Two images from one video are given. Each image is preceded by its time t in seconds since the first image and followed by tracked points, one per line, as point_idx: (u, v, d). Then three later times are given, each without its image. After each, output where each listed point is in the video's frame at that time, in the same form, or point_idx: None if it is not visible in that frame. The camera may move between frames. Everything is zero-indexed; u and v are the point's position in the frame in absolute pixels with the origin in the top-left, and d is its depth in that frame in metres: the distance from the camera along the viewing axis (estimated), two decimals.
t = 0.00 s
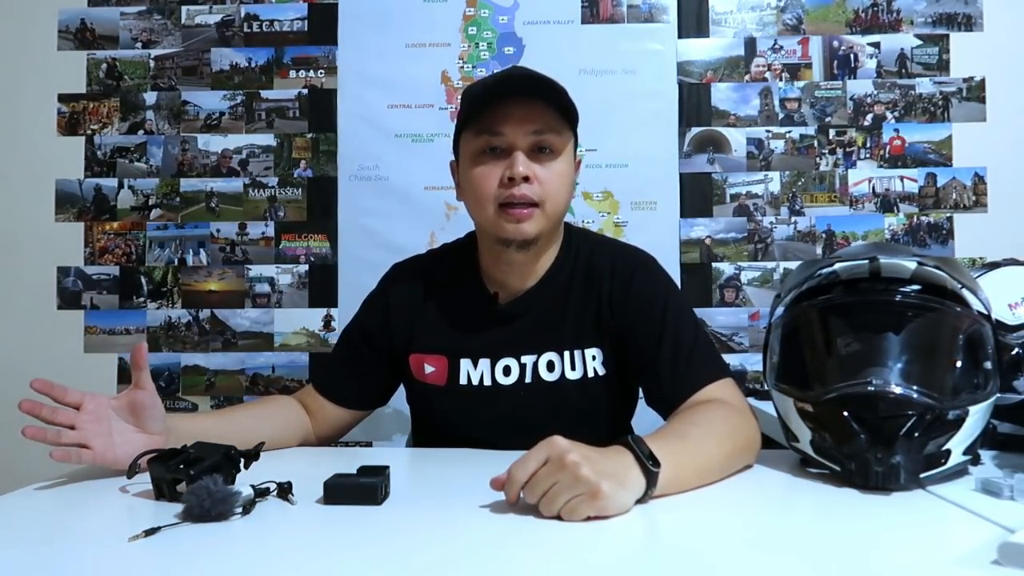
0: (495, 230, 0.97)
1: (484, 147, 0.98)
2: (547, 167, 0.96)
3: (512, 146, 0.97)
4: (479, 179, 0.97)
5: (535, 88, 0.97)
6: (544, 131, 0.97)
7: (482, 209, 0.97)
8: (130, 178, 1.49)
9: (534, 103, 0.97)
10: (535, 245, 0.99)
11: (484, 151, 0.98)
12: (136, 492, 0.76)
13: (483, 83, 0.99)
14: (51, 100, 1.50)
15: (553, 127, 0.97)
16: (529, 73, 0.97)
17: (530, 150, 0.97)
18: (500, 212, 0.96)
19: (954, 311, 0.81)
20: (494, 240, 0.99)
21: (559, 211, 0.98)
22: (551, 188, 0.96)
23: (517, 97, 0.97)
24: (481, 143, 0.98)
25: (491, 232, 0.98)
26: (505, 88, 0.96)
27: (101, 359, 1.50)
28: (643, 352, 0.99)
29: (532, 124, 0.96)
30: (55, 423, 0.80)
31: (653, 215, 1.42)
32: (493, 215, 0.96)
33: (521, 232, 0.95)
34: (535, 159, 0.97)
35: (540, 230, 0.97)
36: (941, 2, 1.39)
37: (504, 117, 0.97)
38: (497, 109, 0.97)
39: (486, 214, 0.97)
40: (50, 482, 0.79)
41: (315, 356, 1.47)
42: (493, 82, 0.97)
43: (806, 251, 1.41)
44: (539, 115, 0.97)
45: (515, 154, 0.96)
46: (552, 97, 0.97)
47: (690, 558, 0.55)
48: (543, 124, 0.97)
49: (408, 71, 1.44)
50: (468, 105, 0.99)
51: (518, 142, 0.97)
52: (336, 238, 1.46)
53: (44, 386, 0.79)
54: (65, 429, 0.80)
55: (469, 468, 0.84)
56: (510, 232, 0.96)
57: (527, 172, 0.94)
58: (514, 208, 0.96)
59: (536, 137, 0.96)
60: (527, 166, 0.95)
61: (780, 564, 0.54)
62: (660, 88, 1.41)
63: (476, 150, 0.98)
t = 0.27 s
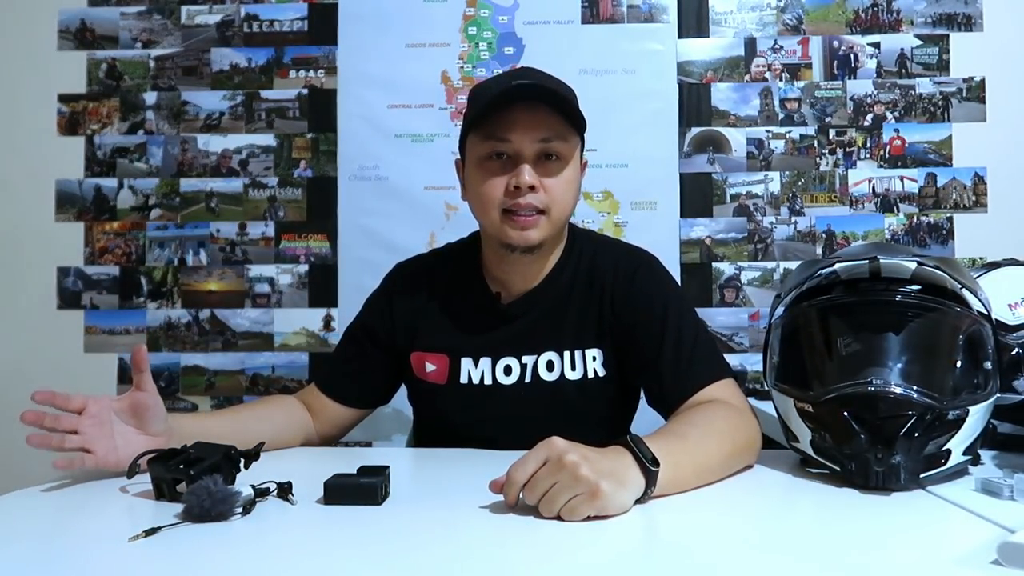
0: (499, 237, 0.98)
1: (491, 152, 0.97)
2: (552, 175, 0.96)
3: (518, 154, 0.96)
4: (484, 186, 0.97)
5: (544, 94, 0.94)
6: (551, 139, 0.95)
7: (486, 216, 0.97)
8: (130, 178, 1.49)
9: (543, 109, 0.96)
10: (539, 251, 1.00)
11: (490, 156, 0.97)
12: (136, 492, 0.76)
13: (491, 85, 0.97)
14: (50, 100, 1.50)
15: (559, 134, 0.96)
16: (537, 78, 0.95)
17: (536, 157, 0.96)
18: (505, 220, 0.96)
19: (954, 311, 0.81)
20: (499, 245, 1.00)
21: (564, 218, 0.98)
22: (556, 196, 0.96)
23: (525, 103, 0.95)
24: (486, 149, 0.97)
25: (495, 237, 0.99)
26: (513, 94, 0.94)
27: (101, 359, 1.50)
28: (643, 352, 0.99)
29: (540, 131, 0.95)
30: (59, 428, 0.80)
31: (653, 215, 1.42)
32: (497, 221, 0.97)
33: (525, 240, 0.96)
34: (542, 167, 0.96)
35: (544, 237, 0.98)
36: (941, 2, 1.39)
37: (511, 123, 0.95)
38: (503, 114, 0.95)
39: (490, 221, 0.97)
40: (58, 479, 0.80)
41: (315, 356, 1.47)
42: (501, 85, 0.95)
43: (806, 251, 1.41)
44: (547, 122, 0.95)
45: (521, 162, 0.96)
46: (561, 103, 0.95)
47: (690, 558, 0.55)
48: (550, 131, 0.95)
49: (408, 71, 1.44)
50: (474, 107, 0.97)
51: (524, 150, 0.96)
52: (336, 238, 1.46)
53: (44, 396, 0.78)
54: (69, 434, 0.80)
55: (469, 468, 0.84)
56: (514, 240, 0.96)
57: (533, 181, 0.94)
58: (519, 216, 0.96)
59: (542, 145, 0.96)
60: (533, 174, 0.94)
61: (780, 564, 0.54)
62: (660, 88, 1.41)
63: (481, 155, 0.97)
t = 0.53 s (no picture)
0: (502, 245, 0.98)
1: (493, 160, 0.97)
2: (555, 186, 0.96)
3: (521, 163, 0.95)
4: (488, 194, 0.97)
5: (549, 103, 0.93)
6: (554, 148, 0.95)
7: (489, 223, 0.98)
8: (130, 178, 1.49)
9: (546, 118, 0.95)
10: (541, 258, 1.00)
11: (494, 164, 0.97)
12: (136, 492, 0.76)
13: (493, 92, 0.96)
14: (50, 101, 1.50)
15: (563, 142, 0.96)
16: (544, 86, 0.94)
17: (539, 167, 0.96)
18: (507, 229, 0.97)
19: (954, 311, 0.81)
20: (502, 252, 1.00)
21: (566, 225, 0.99)
22: (558, 207, 0.96)
23: (531, 112, 0.94)
24: (490, 156, 0.97)
25: (497, 244, 0.99)
26: (519, 103, 0.93)
27: (101, 359, 1.50)
28: (649, 354, 0.99)
29: (543, 140, 0.95)
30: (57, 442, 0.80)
31: (653, 215, 1.42)
32: (500, 230, 0.97)
33: (527, 249, 0.97)
34: (545, 176, 0.96)
35: (546, 246, 0.98)
36: (941, 2, 1.39)
37: (514, 132, 0.94)
38: (509, 122, 0.94)
39: (492, 229, 0.98)
40: (57, 487, 0.79)
41: (315, 356, 1.47)
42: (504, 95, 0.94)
43: (806, 251, 1.41)
44: (551, 131, 0.95)
45: (524, 172, 0.95)
46: (566, 112, 0.94)
47: (690, 558, 0.55)
48: (555, 140, 0.95)
49: (408, 71, 1.44)
50: (479, 112, 0.96)
51: (528, 159, 0.95)
52: (337, 238, 1.46)
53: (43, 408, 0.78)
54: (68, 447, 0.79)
55: (469, 468, 0.84)
56: (517, 249, 0.97)
57: (536, 193, 0.94)
58: (522, 226, 0.96)
59: (546, 154, 0.95)
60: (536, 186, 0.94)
61: (780, 564, 0.54)
62: (660, 88, 1.41)
63: (485, 163, 0.97)
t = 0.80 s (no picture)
0: (482, 218, 0.98)
1: (475, 139, 0.98)
2: (533, 157, 0.96)
3: (500, 138, 0.97)
4: (468, 168, 0.97)
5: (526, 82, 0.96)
6: (530, 126, 0.97)
7: (469, 197, 0.98)
8: (130, 178, 1.49)
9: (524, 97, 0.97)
10: (520, 233, 1.00)
11: (476, 141, 0.98)
12: (136, 492, 0.76)
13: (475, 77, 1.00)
14: (50, 100, 1.50)
15: (541, 122, 0.97)
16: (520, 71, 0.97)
17: (518, 142, 0.97)
18: (485, 201, 0.96)
19: (954, 311, 0.81)
20: (484, 227, 1.00)
21: (544, 202, 0.98)
22: (536, 179, 0.96)
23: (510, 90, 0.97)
24: (472, 135, 0.98)
25: (479, 220, 0.99)
26: (497, 80, 0.96)
27: (101, 359, 1.50)
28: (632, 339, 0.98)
29: (520, 117, 0.97)
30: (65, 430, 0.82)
31: (653, 215, 1.42)
32: (478, 203, 0.97)
33: (506, 219, 0.96)
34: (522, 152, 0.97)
35: (524, 220, 0.97)
36: (941, 2, 1.39)
37: (493, 108, 0.97)
38: (488, 101, 0.97)
39: (473, 202, 0.98)
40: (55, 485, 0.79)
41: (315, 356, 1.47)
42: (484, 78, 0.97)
43: (807, 251, 1.41)
44: (528, 108, 0.97)
45: (503, 144, 0.96)
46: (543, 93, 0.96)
47: (691, 558, 0.55)
48: (532, 118, 0.97)
49: (408, 71, 1.44)
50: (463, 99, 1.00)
51: (505, 137, 0.97)
52: (336, 238, 1.46)
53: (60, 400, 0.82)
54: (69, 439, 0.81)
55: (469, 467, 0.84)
56: (495, 220, 0.97)
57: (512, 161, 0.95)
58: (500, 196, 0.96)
59: (523, 131, 0.97)
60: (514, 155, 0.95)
61: (780, 564, 0.54)
62: (660, 88, 1.41)
63: (468, 141, 0.99)
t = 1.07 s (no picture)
0: (488, 219, 0.96)
1: (484, 138, 0.97)
2: (543, 160, 0.95)
3: (510, 139, 0.96)
4: (476, 168, 0.96)
5: (537, 85, 0.96)
6: (541, 128, 0.96)
7: (476, 197, 0.96)
8: (130, 178, 1.49)
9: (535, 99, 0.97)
10: (526, 236, 0.99)
11: (484, 142, 0.97)
12: (136, 492, 0.76)
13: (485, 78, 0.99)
14: (50, 101, 1.50)
15: (551, 124, 0.97)
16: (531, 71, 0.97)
17: (528, 144, 0.96)
18: (493, 202, 0.95)
19: (954, 311, 0.81)
20: (488, 229, 0.99)
21: (551, 205, 0.97)
22: (545, 181, 0.95)
23: (521, 92, 0.97)
24: (480, 135, 0.97)
25: (485, 221, 0.98)
26: (508, 82, 0.96)
27: (101, 359, 1.50)
28: (641, 347, 0.98)
29: (531, 119, 0.96)
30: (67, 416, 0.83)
31: (653, 215, 1.42)
32: (485, 203, 0.96)
33: (513, 222, 0.95)
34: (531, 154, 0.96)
35: (532, 222, 0.96)
36: (941, 2, 1.39)
37: (505, 110, 0.96)
38: (498, 102, 0.97)
39: (480, 202, 0.96)
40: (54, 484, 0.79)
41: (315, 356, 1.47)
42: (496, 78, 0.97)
43: (806, 251, 1.41)
44: (539, 111, 0.96)
45: (512, 146, 0.95)
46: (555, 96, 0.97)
47: (691, 558, 0.55)
48: (543, 120, 0.96)
49: (408, 71, 1.44)
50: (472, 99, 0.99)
51: (515, 138, 0.96)
52: (337, 238, 1.46)
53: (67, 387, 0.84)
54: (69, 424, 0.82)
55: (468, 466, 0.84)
56: (502, 222, 0.95)
57: (522, 163, 0.94)
58: (508, 198, 0.95)
59: (534, 131, 0.96)
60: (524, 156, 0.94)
61: (779, 564, 0.54)
62: (660, 88, 1.41)
63: (476, 141, 0.98)
